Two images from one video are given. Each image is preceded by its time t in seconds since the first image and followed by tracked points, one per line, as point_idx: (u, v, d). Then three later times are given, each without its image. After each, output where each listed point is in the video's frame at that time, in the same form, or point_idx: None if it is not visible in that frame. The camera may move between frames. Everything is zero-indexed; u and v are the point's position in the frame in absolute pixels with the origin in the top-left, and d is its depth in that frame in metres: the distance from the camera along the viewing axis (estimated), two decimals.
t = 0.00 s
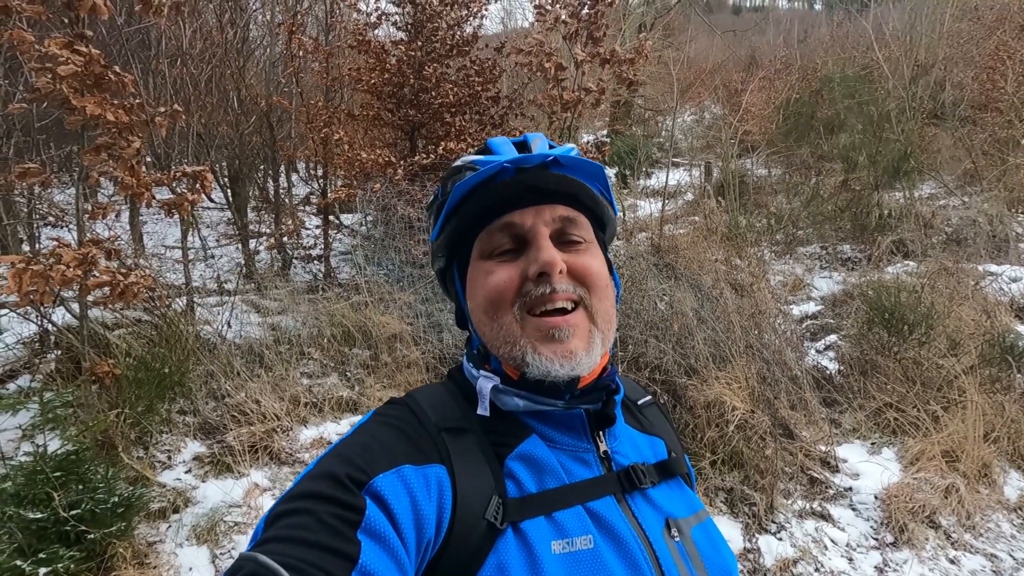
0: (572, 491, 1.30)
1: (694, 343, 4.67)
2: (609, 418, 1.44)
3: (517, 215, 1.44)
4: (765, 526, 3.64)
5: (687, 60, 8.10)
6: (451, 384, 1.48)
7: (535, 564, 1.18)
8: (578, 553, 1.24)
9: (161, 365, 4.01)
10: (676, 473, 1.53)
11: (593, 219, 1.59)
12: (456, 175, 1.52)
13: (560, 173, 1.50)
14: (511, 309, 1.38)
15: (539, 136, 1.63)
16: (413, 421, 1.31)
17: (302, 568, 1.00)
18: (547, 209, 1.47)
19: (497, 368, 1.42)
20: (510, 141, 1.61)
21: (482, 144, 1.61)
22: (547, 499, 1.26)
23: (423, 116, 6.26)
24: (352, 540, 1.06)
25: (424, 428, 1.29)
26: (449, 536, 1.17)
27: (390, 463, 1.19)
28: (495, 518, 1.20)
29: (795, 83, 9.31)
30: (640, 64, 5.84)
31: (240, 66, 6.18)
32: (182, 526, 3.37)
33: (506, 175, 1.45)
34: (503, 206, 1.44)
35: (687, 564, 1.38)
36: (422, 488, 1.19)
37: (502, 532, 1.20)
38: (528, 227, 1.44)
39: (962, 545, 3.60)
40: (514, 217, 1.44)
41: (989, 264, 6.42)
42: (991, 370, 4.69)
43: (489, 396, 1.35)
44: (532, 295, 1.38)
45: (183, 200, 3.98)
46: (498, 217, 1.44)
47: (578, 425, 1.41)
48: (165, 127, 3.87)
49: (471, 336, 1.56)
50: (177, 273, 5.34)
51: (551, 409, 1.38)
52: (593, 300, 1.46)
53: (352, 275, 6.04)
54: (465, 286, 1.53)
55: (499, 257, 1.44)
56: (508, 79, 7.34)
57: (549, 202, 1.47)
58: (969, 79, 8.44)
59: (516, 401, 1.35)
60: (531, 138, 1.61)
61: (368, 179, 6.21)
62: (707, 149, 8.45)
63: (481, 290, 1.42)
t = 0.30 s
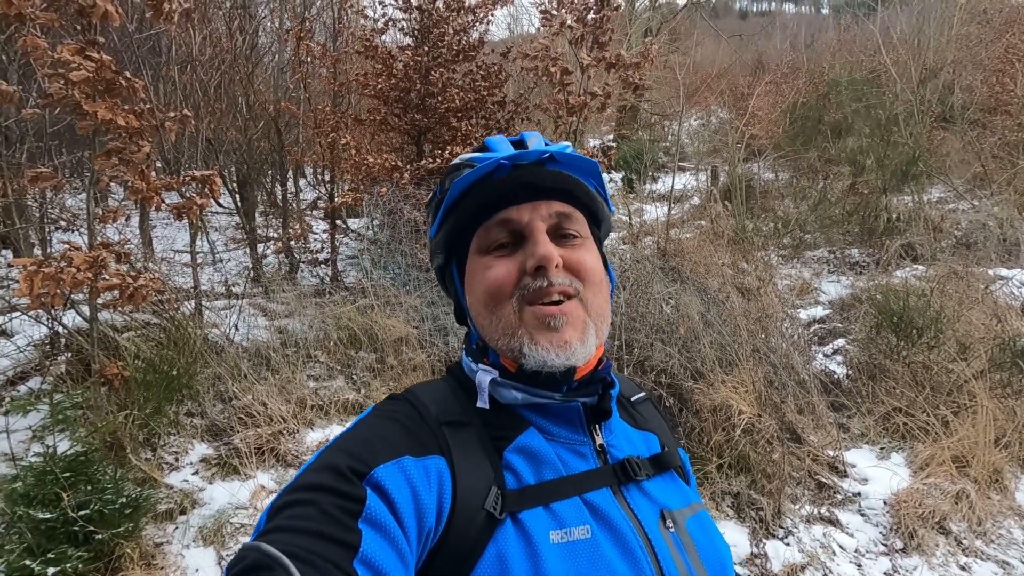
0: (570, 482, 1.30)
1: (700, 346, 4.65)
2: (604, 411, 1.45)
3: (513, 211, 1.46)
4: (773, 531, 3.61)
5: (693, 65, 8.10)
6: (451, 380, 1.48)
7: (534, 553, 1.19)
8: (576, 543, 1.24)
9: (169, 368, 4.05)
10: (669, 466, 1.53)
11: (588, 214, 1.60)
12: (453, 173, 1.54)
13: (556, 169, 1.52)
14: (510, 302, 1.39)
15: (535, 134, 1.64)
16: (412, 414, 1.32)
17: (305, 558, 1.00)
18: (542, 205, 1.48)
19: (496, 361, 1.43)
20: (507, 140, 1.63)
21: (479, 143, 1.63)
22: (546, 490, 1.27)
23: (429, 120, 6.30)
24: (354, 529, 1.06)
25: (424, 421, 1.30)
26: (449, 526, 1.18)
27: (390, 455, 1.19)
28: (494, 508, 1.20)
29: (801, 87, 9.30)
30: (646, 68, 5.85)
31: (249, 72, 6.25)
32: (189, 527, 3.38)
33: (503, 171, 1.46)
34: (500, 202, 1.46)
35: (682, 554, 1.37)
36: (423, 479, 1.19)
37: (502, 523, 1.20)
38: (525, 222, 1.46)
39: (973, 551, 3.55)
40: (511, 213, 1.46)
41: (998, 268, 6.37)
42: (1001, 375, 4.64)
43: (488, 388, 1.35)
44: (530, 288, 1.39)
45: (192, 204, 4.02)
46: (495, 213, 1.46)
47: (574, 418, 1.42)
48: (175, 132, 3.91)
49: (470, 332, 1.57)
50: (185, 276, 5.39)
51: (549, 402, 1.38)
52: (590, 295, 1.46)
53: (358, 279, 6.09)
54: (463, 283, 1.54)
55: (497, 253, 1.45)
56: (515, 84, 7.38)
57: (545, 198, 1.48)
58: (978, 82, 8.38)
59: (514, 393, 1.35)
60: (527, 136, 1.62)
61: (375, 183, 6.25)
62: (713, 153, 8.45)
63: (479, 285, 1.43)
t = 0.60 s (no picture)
0: (552, 495, 1.29)
1: (712, 349, 4.60)
2: (589, 420, 1.42)
3: (499, 220, 1.48)
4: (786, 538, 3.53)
5: (707, 64, 8.02)
6: (437, 390, 1.50)
7: (514, 567, 1.19)
8: (556, 557, 1.23)
9: (182, 368, 4.11)
10: (666, 472, 1.46)
11: (573, 224, 1.61)
12: (440, 182, 1.57)
13: (540, 178, 1.54)
14: (495, 311, 1.39)
15: (520, 144, 1.67)
16: (397, 428, 1.35)
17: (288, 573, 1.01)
18: (528, 214, 1.50)
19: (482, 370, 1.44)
20: (493, 150, 1.66)
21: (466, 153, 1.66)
22: (527, 503, 1.26)
23: (441, 122, 6.29)
24: (337, 544, 1.08)
25: (408, 434, 1.32)
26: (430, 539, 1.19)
27: (375, 469, 1.21)
28: (475, 522, 1.21)
29: (818, 85, 9.18)
30: (659, 67, 5.78)
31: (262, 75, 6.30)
32: (201, 527, 3.40)
33: (488, 180, 1.49)
34: (486, 211, 1.48)
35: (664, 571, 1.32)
36: (407, 492, 1.21)
37: (483, 537, 1.21)
38: (511, 231, 1.47)
39: (995, 561, 3.43)
40: (497, 222, 1.48)
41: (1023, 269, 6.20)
42: None
43: (473, 397, 1.37)
44: (515, 297, 1.39)
45: (205, 206, 4.04)
46: (481, 222, 1.48)
47: (558, 427, 1.40)
48: (188, 135, 3.92)
49: (457, 341, 1.58)
50: (200, 278, 5.45)
51: (532, 411, 1.38)
52: (577, 303, 1.46)
53: (369, 281, 6.18)
54: (450, 291, 1.55)
55: (483, 262, 1.47)
56: (527, 85, 7.36)
57: (530, 207, 1.51)
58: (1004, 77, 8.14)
59: (499, 401, 1.36)
60: (512, 146, 1.65)
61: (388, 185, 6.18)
62: (727, 152, 8.36)
63: (465, 293, 1.44)
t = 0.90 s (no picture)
0: (553, 498, 1.28)
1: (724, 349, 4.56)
2: (590, 421, 1.41)
3: (481, 223, 1.49)
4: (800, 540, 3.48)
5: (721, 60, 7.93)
6: (436, 394, 1.51)
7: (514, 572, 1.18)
8: (558, 561, 1.22)
9: (196, 366, 4.14)
10: (676, 476, 1.42)
11: (559, 221, 1.61)
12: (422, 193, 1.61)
13: (518, 178, 1.55)
14: (484, 314, 1.39)
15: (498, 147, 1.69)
16: (397, 431, 1.35)
17: None
18: (509, 215, 1.51)
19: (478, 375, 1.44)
20: (473, 156, 1.68)
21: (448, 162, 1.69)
22: (528, 506, 1.25)
23: (451, 120, 6.28)
24: (336, 548, 1.09)
25: (408, 437, 1.33)
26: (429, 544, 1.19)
27: (373, 472, 1.22)
28: (474, 526, 1.21)
29: (833, 81, 9.07)
30: (671, 64, 5.73)
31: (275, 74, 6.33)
32: (213, 523, 3.42)
33: (465, 185, 1.51)
34: (467, 216, 1.50)
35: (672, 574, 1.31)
36: (405, 495, 1.21)
37: (482, 541, 1.21)
38: (493, 233, 1.48)
39: (1016, 566, 3.35)
40: (480, 225, 1.49)
41: None
42: None
43: (468, 401, 1.37)
44: (502, 298, 1.38)
45: (218, 205, 4.06)
46: (463, 227, 1.50)
47: (558, 428, 1.39)
48: (202, 135, 3.94)
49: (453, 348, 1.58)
50: (213, 276, 5.51)
51: (529, 412, 1.37)
52: (566, 301, 1.44)
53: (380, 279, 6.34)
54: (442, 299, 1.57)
55: (469, 266, 1.48)
56: (538, 82, 7.34)
57: (511, 208, 1.52)
58: None
59: (495, 404, 1.36)
60: (490, 150, 1.67)
61: (398, 183, 6.35)
62: (741, 150, 8.29)
63: (453, 299, 1.45)
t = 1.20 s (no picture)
0: (563, 501, 1.28)
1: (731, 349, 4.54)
2: (598, 423, 1.40)
3: (478, 229, 1.49)
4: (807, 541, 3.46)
5: (727, 57, 7.89)
6: (443, 398, 1.51)
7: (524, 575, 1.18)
8: (568, 564, 1.22)
9: (203, 364, 4.16)
10: (685, 479, 1.42)
11: (558, 221, 1.60)
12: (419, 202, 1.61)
13: (513, 182, 1.55)
14: (486, 319, 1.39)
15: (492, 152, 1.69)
16: (406, 434, 1.35)
17: None
18: (506, 219, 1.50)
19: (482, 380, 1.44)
20: (468, 161, 1.68)
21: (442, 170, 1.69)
22: (537, 509, 1.25)
23: (457, 118, 6.27)
24: (346, 551, 1.09)
25: (417, 441, 1.33)
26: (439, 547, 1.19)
27: (383, 476, 1.22)
28: (484, 529, 1.20)
29: (841, 78, 9.01)
30: (677, 61, 5.70)
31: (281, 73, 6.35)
32: (221, 522, 3.43)
33: (460, 192, 1.51)
34: (464, 222, 1.50)
35: None
36: (415, 499, 1.21)
37: (492, 544, 1.20)
38: (492, 237, 1.48)
39: None
40: (478, 231, 1.49)
41: None
42: None
43: (474, 405, 1.37)
44: (504, 302, 1.38)
45: (224, 204, 4.06)
46: (461, 234, 1.50)
47: (566, 430, 1.39)
48: (208, 135, 3.94)
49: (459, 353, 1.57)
50: (220, 274, 5.54)
51: (536, 414, 1.36)
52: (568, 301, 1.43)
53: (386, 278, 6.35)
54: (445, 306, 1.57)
55: (469, 272, 1.48)
56: (543, 81, 7.32)
57: (507, 212, 1.51)
58: None
59: (501, 407, 1.35)
60: (483, 155, 1.67)
61: (403, 181, 6.38)
62: (747, 148, 8.24)
63: (455, 306, 1.45)
